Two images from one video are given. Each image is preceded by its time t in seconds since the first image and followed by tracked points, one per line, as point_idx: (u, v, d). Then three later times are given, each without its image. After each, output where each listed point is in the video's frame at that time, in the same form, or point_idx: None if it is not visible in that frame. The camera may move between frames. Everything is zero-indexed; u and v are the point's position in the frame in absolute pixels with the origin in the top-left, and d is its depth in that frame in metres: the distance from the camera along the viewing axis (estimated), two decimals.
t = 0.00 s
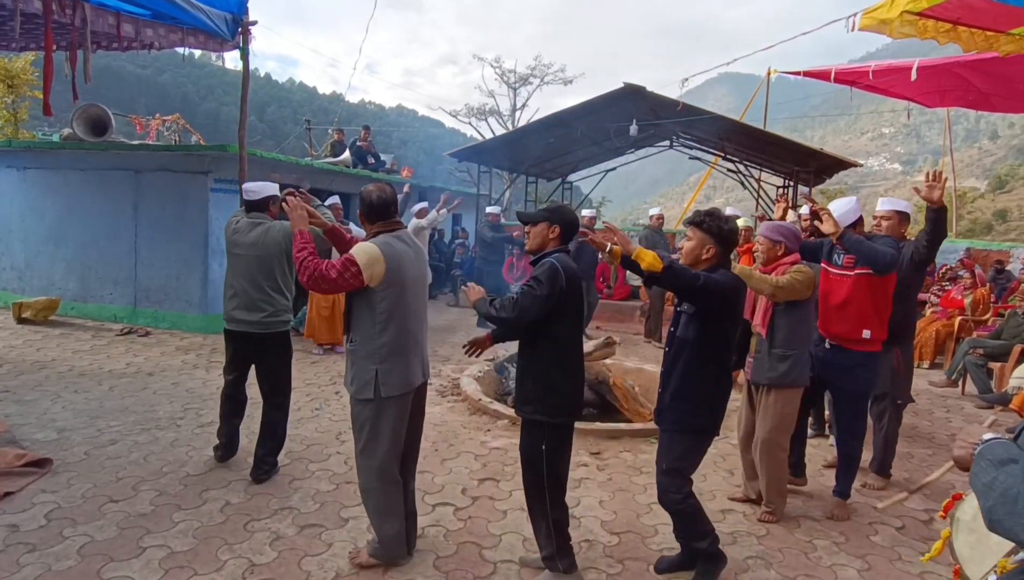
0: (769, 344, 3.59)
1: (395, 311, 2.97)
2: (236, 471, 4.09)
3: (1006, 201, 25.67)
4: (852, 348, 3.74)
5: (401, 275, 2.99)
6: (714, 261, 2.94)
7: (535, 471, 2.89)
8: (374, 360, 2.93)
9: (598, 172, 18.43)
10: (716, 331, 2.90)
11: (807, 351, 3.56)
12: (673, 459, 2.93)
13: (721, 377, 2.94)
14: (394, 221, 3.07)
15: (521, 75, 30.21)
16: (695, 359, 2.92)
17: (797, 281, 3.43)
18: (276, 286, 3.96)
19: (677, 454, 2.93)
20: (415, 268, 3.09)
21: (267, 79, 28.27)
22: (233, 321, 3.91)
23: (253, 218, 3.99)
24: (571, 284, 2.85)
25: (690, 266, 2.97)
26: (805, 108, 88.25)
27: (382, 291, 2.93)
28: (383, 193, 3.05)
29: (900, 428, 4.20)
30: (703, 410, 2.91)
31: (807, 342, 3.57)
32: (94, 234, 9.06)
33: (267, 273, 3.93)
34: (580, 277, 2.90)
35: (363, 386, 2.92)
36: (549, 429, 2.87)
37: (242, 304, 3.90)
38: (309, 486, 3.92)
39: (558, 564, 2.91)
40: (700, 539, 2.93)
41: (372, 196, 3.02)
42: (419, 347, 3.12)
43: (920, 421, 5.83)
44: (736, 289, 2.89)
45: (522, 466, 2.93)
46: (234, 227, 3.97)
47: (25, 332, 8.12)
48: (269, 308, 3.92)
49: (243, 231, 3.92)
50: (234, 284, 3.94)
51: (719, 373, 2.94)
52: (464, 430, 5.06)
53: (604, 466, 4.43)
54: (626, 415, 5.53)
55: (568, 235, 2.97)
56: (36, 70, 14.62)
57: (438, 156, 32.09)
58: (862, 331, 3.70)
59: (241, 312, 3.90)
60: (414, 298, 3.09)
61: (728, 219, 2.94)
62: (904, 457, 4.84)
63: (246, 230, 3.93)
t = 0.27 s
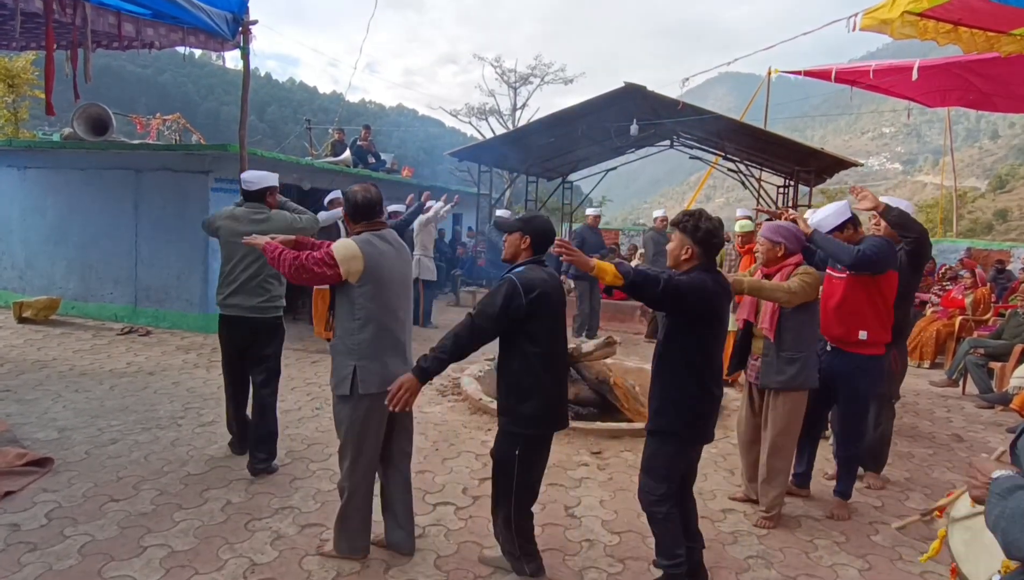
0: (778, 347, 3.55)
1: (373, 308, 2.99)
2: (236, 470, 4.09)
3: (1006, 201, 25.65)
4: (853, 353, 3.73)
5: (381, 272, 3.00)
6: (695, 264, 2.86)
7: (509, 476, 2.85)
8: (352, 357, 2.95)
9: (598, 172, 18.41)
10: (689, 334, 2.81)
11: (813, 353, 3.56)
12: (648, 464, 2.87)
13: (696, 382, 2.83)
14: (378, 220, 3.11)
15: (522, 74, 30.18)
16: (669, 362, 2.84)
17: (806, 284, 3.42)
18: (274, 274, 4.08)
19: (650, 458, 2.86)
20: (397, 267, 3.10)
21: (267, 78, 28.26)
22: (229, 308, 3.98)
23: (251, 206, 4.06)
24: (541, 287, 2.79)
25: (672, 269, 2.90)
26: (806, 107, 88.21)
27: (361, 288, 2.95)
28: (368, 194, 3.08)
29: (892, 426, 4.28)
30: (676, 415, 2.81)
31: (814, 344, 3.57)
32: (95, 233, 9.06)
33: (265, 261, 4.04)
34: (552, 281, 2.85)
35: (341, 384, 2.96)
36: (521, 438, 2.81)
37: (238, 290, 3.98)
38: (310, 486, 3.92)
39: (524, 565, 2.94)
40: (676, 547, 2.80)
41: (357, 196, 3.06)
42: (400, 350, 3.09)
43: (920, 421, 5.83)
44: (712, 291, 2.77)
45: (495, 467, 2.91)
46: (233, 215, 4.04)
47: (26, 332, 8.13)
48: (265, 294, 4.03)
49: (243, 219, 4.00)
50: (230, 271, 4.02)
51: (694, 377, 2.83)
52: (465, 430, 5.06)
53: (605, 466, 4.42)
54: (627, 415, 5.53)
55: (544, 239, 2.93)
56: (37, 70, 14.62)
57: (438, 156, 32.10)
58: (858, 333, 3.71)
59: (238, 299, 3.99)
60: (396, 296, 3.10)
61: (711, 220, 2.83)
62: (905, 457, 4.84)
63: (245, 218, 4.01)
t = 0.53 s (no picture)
0: (779, 352, 3.53)
1: (347, 305, 2.99)
2: (236, 469, 4.08)
3: (1004, 201, 25.70)
4: (850, 351, 3.72)
5: (355, 270, 3.01)
6: (680, 268, 2.87)
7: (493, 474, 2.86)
8: (327, 356, 2.97)
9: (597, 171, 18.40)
10: (678, 338, 2.81)
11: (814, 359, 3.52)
12: (638, 467, 2.87)
13: (687, 384, 2.84)
14: (358, 217, 3.13)
15: (521, 74, 30.18)
16: (658, 366, 2.84)
17: (807, 288, 3.39)
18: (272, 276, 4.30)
19: (642, 461, 2.86)
20: (374, 265, 3.10)
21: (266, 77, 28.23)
22: (232, 309, 4.14)
23: (245, 213, 4.27)
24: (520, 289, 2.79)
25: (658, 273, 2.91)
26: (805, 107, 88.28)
27: (334, 287, 2.96)
28: (347, 191, 3.08)
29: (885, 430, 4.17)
30: (667, 419, 2.81)
31: (814, 349, 3.53)
32: (94, 232, 9.05)
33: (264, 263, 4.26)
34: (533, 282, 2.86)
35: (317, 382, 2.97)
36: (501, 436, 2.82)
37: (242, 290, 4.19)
38: (309, 485, 3.91)
39: (523, 564, 2.93)
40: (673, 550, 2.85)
41: (336, 194, 3.06)
42: (378, 347, 3.11)
43: (919, 420, 5.83)
44: (704, 295, 2.78)
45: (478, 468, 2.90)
46: (228, 221, 4.23)
47: (24, 331, 8.12)
48: (265, 294, 4.23)
49: (241, 224, 4.22)
50: (230, 275, 4.19)
51: (685, 380, 2.83)
52: (465, 429, 5.05)
53: (605, 466, 4.42)
54: (626, 415, 5.53)
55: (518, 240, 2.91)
56: (36, 69, 14.60)
57: (437, 155, 32.12)
58: (852, 330, 3.70)
59: (240, 300, 4.15)
60: (373, 294, 3.10)
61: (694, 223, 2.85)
62: (905, 457, 4.84)
63: (243, 223, 4.23)
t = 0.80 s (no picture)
0: (765, 348, 3.54)
1: (333, 304, 3.05)
2: (233, 469, 4.08)
3: (1002, 201, 25.77)
4: (835, 349, 3.76)
5: (339, 270, 3.07)
6: (670, 258, 2.85)
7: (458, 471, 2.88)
8: (315, 357, 3.04)
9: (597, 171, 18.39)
10: (679, 329, 2.83)
11: (805, 356, 3.50)
12: (648, 460, 2.88)
13: (689, 375, 2.87)
14: (341, 216, 3.20)
15: (520, 73, 30.16)
16: (659, 359, 2.85)
17: (792, 282, 3.38)
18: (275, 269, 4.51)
19: (650, 454, 2.87)
20: (359, 264, 3.16)
21: (265, 76, 28.19)
22: (244, 302, 4.31)
23: (247, 208, 4.42)
24: (507, 278, 2.86)
25: (647, 265, 2.88)
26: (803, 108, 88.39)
27: (318, 288, 3.04)
28: (330, 190, 3.17)
29: (891, 436, 3.92)
30: (676, 409, 2.84)
31: (804, 346, 3.52)
32: (91, 231, 9.03)
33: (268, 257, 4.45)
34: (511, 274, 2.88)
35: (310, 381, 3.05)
36: (477, 429, 2.85)
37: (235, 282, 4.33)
38: (307, 484, 3.91)
39: (468, 561, 2.93)
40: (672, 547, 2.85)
41: (320, 193, 3.14)
42: (365, 343, 3.16)
43: (916, 420, 5.85)
44: (702, 284, 2.80)
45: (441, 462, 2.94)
46: (231, 216, 4.34)
47: (22, 330, 8.10)
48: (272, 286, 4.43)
49: (247, 219, 4.37)
50: (238, 269, 4.33)
51: (688, 371, 2.87)
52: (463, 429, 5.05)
53: (603, 465, 4.42)
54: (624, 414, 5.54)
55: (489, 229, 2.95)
56: (34, 67, 14.57)
57: (435, 154, 32.11)
58: (840, 330, 3.74)
59: (250, 293, 4.32)
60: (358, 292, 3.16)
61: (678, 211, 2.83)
62: (902, 457, 4.85)
63: (248, 218, 4.37)
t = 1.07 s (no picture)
0: (749, 345, 3.53)
1: (324, 298, 3.11)
2: (232, 468, 4.07)
3: (1000, 202, 25.79)
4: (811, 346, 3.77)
5: (329, 266, 3.13)
6: (652, 264, 2.87)
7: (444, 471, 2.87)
8: (305, 351, 3.06)
9: (596, 170, 18.36)
10: (657, 335, 2.82)
11: (791, 353, 3.46)
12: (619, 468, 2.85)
13: (666, 381, 2.86)
14: (334, 213, 3.27)
15: (520, 73, 30.12)
16: (635, 366, 2.83)
17: (776, 277, 3.35)
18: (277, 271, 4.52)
19: (621, 461, 2.84)
20: (350, 261, 3.23)
21: (265, 74, 28.16)
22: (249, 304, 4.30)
23: (249, 208, 4.40)
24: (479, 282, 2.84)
25: (629, 271, 2.90)
26: (803, 108, 88.44)
27: (308, 283, 3.08)
28: (322, 188, 3.24)
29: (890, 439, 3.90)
30: (650, 417, 2.81)
31: (791, 344, 3.47)
32: (90, 229, 9.01)
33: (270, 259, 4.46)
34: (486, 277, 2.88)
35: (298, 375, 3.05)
36: (457, 429, 2.84)
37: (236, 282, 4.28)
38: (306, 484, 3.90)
39: (463, 558, 2.92)
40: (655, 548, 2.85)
41: (312, 191, 3.21)
42: (354, 338, 3.20)
43: (915, 421, 5.85)
44: (682, 292, 2.79)
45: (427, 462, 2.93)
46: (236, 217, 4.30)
47: (20, 328, 8.08)
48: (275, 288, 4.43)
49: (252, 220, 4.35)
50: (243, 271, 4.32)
51: (665, 377, 2.86)
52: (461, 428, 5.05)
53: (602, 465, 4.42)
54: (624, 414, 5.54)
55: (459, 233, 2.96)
56: (33, 65, 14.54)
57: (435, 154, 32.08)
58: (814, 332, 3.79)
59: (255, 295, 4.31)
60: (348, 289, 3.21)
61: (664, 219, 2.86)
62: (901, 457, 4.85)
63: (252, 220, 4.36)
